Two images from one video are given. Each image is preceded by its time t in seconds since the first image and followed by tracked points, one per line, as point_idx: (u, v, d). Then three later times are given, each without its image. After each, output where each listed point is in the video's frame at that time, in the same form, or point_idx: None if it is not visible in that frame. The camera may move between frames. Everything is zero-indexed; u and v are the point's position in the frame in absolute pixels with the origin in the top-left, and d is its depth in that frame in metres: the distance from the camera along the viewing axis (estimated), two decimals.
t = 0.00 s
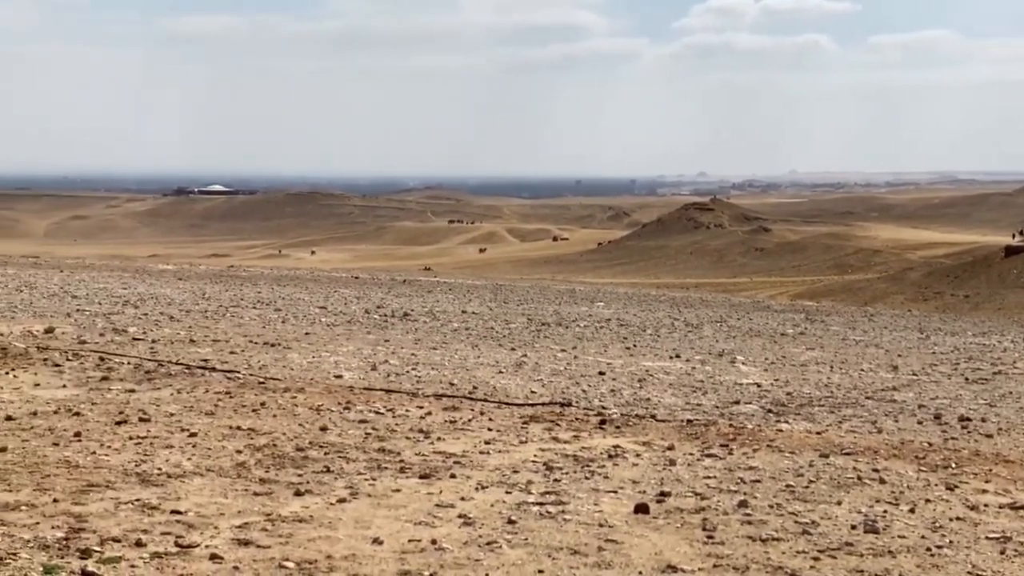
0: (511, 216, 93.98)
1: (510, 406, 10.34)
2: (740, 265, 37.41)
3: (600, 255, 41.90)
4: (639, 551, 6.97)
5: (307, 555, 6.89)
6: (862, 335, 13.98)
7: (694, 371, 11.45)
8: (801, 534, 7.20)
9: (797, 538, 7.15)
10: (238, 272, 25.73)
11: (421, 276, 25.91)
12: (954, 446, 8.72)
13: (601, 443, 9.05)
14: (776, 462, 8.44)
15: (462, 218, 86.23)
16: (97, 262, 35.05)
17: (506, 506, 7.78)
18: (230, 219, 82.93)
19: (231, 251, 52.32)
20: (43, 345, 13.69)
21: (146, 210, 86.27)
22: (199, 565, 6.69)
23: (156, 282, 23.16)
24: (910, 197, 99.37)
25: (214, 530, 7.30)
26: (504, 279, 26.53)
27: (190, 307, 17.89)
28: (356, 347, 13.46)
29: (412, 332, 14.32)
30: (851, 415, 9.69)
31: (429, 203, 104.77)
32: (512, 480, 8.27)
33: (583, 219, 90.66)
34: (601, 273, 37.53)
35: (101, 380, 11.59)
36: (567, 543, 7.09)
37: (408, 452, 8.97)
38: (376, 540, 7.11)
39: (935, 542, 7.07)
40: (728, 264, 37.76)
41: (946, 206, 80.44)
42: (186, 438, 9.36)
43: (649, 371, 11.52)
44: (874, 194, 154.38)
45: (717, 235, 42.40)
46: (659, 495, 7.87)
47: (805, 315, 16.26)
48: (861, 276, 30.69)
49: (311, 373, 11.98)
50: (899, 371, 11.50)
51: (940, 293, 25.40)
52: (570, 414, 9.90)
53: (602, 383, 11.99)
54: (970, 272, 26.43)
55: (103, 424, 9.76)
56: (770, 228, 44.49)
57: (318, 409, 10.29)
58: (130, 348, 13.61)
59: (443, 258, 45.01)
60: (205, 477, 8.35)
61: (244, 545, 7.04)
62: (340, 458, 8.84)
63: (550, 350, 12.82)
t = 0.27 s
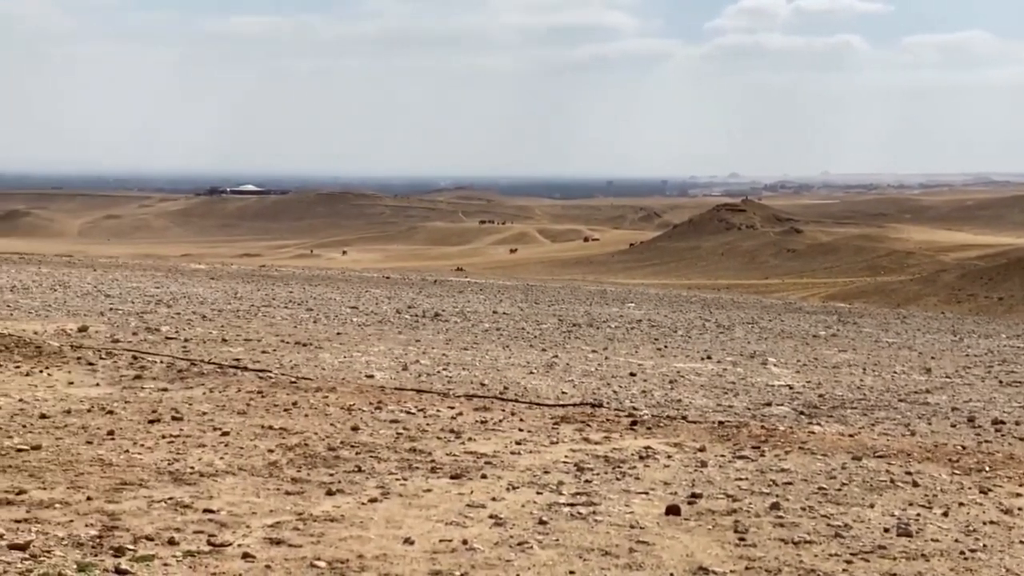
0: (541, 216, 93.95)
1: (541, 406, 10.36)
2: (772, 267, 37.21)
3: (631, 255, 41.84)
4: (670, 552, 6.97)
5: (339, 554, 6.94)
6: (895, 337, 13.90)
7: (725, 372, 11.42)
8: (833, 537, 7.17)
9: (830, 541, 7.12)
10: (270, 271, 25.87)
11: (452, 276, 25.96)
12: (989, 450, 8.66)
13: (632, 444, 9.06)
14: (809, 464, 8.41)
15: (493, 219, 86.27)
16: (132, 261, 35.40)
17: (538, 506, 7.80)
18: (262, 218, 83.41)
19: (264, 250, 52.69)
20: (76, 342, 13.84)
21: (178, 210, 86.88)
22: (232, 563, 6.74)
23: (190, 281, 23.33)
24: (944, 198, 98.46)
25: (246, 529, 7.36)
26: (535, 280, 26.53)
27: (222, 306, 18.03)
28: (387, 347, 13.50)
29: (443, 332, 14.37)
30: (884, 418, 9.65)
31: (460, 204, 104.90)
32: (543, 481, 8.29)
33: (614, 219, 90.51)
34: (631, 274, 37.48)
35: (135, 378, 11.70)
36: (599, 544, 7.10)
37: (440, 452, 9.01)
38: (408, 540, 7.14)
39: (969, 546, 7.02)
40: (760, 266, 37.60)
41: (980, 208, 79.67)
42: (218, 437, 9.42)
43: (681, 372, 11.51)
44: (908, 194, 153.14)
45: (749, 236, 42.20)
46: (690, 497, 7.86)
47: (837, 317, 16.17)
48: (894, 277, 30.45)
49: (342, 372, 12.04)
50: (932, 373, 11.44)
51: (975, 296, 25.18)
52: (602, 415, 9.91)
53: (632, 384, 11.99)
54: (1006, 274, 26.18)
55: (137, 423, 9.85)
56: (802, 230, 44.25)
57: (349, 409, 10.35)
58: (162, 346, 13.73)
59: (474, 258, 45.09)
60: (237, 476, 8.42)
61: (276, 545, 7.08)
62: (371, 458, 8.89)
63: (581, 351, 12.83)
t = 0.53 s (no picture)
0: (570, 218, 93.90)
1: (570, 408, 10.37)
2: (802, 270, 37.00)
3: (660, 257, 41.76)
4: (700, 555, 6.95)
5: (368, 555, 6.97)
6: (926, 341, 13.81)
7: (755, 376, 11.38)
8: (864, 541, 7.14)
9: (861, 545, 7.08)
10: (300, 272, 26.01)
11: (481, 277, 26.00)
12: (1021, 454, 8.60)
13: (662, 447, 9.06)
14: (839, 468, 8.38)
15: (523, 220, 86.25)
16: (163, 261, 35.72)
17: (567, 508, 7.80)
18: (292, 219, 83.83)
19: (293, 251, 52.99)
20: (107, 342, 13.98)
21: (209, 211, 87.44)
22: (261, 563, 6.78)
23: (221, 282, 23.50)
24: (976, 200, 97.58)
25: (276, 529, 7.41)
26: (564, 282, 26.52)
27: (251, 307, 18.15)
28: (416, 348, 13.54)
29: (473, 334, 14.40)
30: (915, 422, 9.59)
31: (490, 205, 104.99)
32: (572, 483, 8.30)
33: (643, 221, 90.30)
34: (660, 276, 37.42)
35: (165, 378, 11.80)
36: (628, 546, 7.09)
37: (469, 454, 9.04)
38: (437, 541, 7.16)
39: (1001, 551, 6.97)
40: (790, 268, 37.43)
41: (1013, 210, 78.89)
42: (248, 437, 9.49)
43: (710, 375, 11.48)
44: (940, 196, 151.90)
45: (779, 239, 41.98)
46: (720, 500, 7.85)
47: (868, 320, 16.07)
48: (926, 281, 30.23)
49: (372, 373, 12.10)
50: (964, 377, 11.36)
51: (1008, 300, 24.95)
52: (631, 417, 9.91)
53: (661, 386, 11.97)
54: None
55: (167, 422, 9.93)
56: (832, 232, 44.00)
57: (379, 409, 10.40)
58: (193, 346, 13.84)
59: (503, 260, 45.14)
60: (267, 476, 8.48)
61: (305, 545, 7.13)
62: (400, 459, 8.93)
63: (611, 353, 12.83)
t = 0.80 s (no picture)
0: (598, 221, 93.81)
1: (599, 410, 10.40)
2: (832, 273, 36.80)
3: (688, 260, 41.69)
4: (728, 559, 6.95)
5: (397, 556, 7.00)
6: (956, 345, 13.73)
7: (784, 379, 11.36)
8: (894, 545, 7.11)
9: (890, 549, 7.06)
10: (329, 273, 26.14)
11: (510, 279, 26.03)
12: None
13: (690, 450, 9.06)
14: (868, 472, 8.36)
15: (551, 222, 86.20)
16: (193, 262, 36.00)
17: (595, 511, 7.82)
18: (320, 219, 84.20)
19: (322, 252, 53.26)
20: (137, 342, 14.11)
21: (238, 212, 87.95)
22: (291, 564, 6.82)
23: (251, 283, 23.66)
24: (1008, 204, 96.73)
25: (305, 529, 7.46)
26: (593, 284, 26.50)
27: (280, 307, 18.27)
28: (445, 350, 13.60)
29: (501, 336, 14.44)
30: (945, 426, 9.55)
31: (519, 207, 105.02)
32: (600, 486, 8.31)
33: (672, 224, 90.06)
34: (687, 278, 37.34)
35: (195, 378, 11.91)
36: (656, 549, 7.09)
37: (496, 455, 9.08)
38: (465, 543, 7.19)
39: None
40: (819, 271, 37.25)
41: None
42: (277, 438, 9.56)
43: (739, 378, 11.47)
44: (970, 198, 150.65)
45: (808, 242, 41.76)
46: (749, 503, 7.84)
47: (898, 324, 15.98)
48: (958, 285, 29.98)
49: (400, 374, 12.16)
50: (995, 382, 11.29)
51: None
52: (659, 420, 9.92)
53: (689, 388, 11.97)
54: None
55: (197, 422, 10.03)
56: (862, 235, 43.74)
57: (407, 411, 10.46)
58: (222, 347, 13.96)
59: (531, 261, 45.18)
60: (296, 476, 8.54)
61: (334, 546, 7.17)
62: (428, 460, 8.97)
63: (639, 355, 12.84)
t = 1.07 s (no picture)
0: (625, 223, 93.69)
1: (626, 413, 10.41)
2: (860, 276, 36.62)
3: (715, 262, 41.59)
4: (756, 562, 6.94)
5: (424, 557, 7.03)
6: (986, 349, 13.65)
7: (811, 382, 11.33)
8: (923, 550, 7.09)
9: (919, 554, 7.03)
10: (356, 275, 26.26)
11: (536, 281, 26.07)
12: None
13: (717, 453, 9.06)
14: (897, 476, 8.34)
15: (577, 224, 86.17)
16: (222, 262, 36.25)
17: (622, 513, 7.82)
18: (347, 220, 84.53)
19: (348, 253, 53.51)
20: (166, 342, 14.24)
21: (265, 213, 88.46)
22: (319, 564, 6.86)
23: (278, 284, 23.82)
24: None
25: (332, 530, 7.51)
26: (619, 286, 26.49)
27: (307, 308, 18.40)
28: (471, 352, 13.64)
29: (527, 338, 14.48)
30: (975, 431, 9.51)
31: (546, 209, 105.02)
32: (627, 488, 8.33)
33: (699, 227, 89.80)
34: (714, 281, 37.24)
35: (223, 379, 12.00)
36: (684, 552, 7.09)
37: (524, 457, 9.11)
38: (492, 544, 7.22)
39: None
40: (847, 275, 37.06)
41: None
42: (304, 438, 9.63)
43: (766, 381, 11.45)
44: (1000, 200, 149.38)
45: (836, 244, 41.55)
46: (777, 507, 7.83)
47: (927, 328, 15.90)
48: (988, 289, 29.75)
49: (427, 376, 12.22)
50: None
51: None
52: (686, 422, 9.92)
53: (716, 391, 11.96)
54: None
55: (225, 423, 10.11)
56: (891, 238, 43.47)
57: (434, 412, 10.51)
58: (249, 348, 14.06)
59: (558, 263, 45.19)
60: (323, 477, 8.59)
61: (361, 546, 7.21)
62: (455, 462, 9.01)
63: (666, 358, 12.84)
